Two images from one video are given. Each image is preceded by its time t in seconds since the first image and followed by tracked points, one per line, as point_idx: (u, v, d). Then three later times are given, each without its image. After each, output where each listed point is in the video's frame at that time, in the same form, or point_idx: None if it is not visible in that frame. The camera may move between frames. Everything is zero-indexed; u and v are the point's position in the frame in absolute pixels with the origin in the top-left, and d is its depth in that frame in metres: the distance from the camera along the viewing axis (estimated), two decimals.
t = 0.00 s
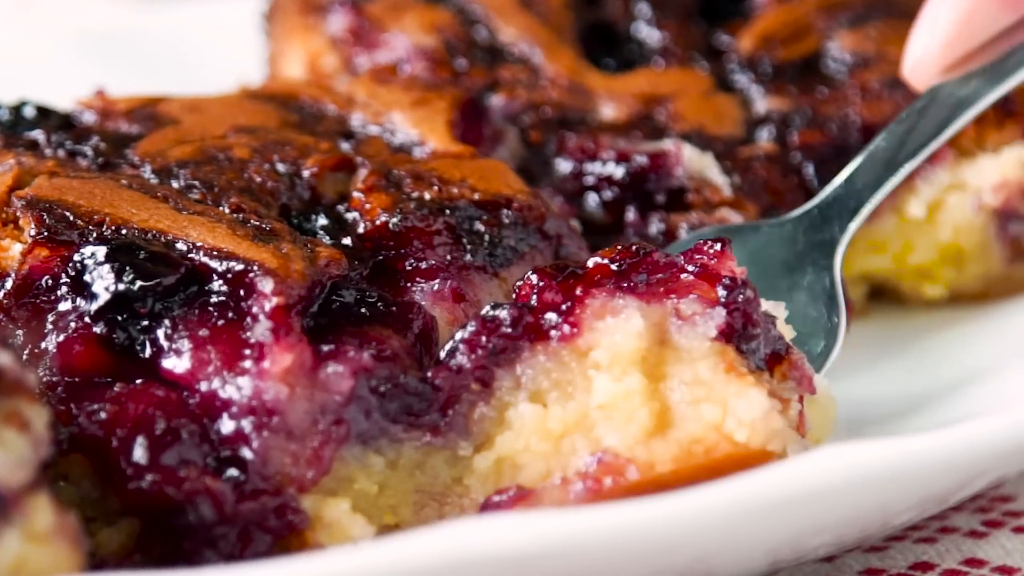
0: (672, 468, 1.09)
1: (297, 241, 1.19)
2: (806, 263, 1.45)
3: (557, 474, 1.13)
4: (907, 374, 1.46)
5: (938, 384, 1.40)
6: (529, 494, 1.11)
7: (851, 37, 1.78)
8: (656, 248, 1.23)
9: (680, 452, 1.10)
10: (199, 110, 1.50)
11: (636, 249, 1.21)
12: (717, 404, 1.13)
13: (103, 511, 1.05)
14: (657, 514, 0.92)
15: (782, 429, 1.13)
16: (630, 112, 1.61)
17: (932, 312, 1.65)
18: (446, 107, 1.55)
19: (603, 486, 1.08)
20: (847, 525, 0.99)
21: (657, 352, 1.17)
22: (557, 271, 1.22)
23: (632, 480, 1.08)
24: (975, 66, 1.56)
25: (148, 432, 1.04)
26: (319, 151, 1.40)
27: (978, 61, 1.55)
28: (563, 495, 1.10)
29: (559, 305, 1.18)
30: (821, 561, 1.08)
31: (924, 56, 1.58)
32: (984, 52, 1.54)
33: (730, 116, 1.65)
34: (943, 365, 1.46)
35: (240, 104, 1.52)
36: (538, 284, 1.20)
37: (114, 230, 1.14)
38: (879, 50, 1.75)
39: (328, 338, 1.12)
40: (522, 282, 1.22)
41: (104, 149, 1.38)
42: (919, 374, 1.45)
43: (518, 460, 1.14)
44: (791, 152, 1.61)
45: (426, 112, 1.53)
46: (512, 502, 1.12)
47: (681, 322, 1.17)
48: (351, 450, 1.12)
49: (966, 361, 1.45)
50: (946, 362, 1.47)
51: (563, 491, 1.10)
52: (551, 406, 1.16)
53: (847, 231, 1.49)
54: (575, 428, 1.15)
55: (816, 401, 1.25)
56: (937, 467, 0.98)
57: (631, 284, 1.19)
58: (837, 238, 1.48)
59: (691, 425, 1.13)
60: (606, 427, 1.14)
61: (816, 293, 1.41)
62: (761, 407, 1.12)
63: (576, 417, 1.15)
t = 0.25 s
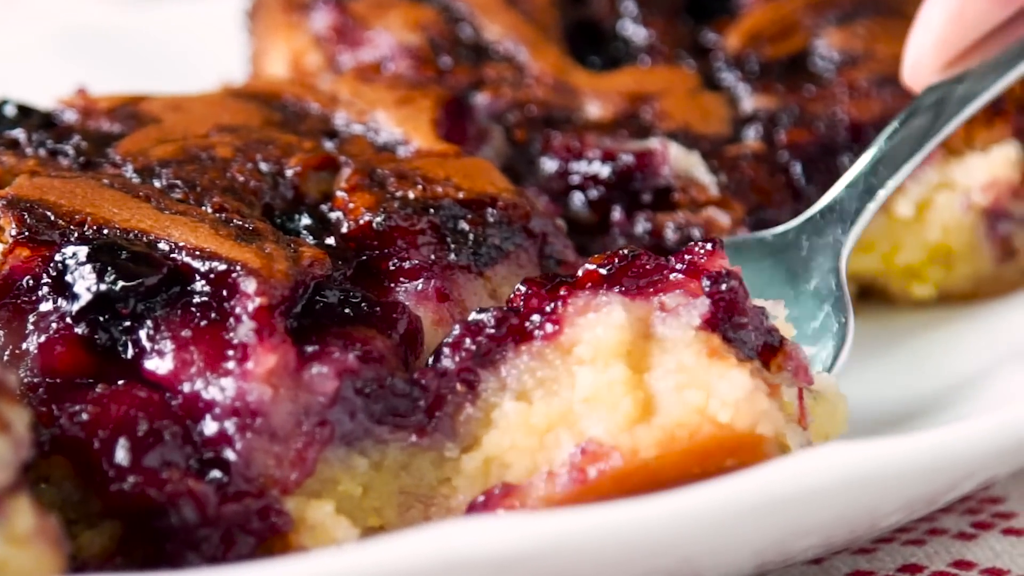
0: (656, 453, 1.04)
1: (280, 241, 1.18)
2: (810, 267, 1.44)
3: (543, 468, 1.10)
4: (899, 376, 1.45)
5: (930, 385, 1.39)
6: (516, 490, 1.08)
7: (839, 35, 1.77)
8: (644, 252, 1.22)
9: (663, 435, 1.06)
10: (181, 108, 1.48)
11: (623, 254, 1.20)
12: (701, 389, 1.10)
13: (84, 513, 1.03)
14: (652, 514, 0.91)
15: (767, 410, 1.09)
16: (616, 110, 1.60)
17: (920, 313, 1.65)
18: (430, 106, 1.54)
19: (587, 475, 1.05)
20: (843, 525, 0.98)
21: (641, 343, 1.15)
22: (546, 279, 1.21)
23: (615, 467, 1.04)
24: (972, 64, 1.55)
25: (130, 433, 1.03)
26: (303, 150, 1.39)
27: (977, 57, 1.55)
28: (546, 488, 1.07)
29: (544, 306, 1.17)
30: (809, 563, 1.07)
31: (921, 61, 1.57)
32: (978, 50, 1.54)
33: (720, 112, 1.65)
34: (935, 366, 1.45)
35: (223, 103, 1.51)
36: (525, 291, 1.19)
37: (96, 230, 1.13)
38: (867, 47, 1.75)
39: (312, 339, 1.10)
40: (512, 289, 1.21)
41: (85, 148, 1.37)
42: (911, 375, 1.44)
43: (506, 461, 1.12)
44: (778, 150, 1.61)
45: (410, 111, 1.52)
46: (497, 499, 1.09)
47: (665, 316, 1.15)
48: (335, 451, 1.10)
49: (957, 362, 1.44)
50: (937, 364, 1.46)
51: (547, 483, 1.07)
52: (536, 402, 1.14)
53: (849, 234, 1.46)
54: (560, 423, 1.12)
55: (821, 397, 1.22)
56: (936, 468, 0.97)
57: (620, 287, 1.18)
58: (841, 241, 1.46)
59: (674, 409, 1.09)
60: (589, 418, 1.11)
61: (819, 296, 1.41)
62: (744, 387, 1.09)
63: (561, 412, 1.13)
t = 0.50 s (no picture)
0: (637, 438, 1.03)
1: (262, 240, 1.16)
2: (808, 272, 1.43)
3: (526, 464, 1.09)
4: (884, 379, 1.44)
5: (914, 388, 1.38)
6: (501, 488, 1.07)
7: (827, 33, 1.76)
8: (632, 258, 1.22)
9: (643, 420, 1.05)
10: (163, 107, 1.47)
11: (609, 260, 1.19)
12: (679, 374, 1.09)
13: (65, 515, 1.02)
14: (630, 516, 0.90)
15: (748, 390, 1.08)
16: (602, 108, 1.59)
17: (907, 313, 1.63)
18: (414, 104, 1.53)
19: (570, 465, 1.03)
20: (827, 528, 0.96)
21: (621, 335, 1.14)
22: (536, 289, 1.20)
23: (595, 457, 1.03)
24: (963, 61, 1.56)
25: (112, 434, 1.01)
26: (285, 148, 1.37)
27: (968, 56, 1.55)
28: (529, 483, 1.05)
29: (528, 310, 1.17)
30: (797, 566, 1.05)
31: (914, 63, 1.57)
32: (968, 50, 1.55)
33: (705, 112, 1.64)
34: (920, 369, 1.44)
35: (205, 101, 1.49)
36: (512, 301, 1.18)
37: (77, 230, 1.11)
38: (855, 45, 1.74)
39: (295, 339, 1.09)
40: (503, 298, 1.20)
41: (66, 147, 1.35)
42: (897, 378, 1.43)
43: (492, 463, 1.12)
44: (765, 149, 1.60)
45: (395, 109, 1.51)
46: (482, 499, 1.07)
47: (645, 309, 1.15)
48: (318, 453, 1.09)
49: (943, 365, 1.43)
50: (923, 365, 1.45)
51: (529, 478, 1.05)
52: (518, 400, 1.13)
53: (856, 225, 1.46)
54: (542, 419, 1.11)
55: (819, 403, 1.20)
56: (920, 472, 0.96)
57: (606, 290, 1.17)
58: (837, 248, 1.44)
59: (653, 394, 1.08)
60: (569, 411, 1.10)
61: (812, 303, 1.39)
62: (721, 367, 1.08)
63: (543, 408, 1.11)
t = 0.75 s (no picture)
0: (618, 421, 1.02)
1: (246, 240, 1.15)
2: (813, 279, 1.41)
3: (510, 460, 1.07)
4: (872, 378, 1.43)
5: (903, 390, 1.37)
6: (485, 486, 1.05)
7: (815, 31, 1.75)
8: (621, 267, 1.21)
9: (620, 403, 1.03)
10: (146, 106, 1.45)
11: (596, 268, 1.16)
12: (656, 356, 1.06)
13: (48, 517, 1.01)
14: (613, 519, 0.89)
15: (728, 367, 1.06)
16: (589, 107, 1.58)
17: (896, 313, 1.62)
18: (399, 103, 1.51)
19: (551, 454, 1.01)
20: (814, 532, 0.95)
21: (601, 327, 1.12)
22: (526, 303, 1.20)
23: (575, 444, 1.01)
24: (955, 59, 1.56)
25: (94, 436, 1.00)
26: (270, 148, 1.36)
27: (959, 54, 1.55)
28: (514, 478, 1.03)
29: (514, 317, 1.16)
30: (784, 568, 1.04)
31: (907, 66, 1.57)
32: (959, 49, 1.55)
33: (693, 110, 1.63)
34: (909, 368, 1.43)
35: (188, 99, 1.48)
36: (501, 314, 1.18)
37: (59, 230, 1.09)
38: (844, 43, 1.73)
39: (279, 340, 1.08)
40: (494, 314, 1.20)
41: (48, 146, 1.33)
42: (885, 377, 1.42)
43: (478, 465, 1.09)
44: (754, 148, 1.60)
45: (380, 108, 1.50)
46: (468, 497, 1.06)
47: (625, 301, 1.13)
48: (302, 454, 1.08)
49: (931, 365, 1.42)
50: (912, 365, 1.44)
51: (513, 472, 1.03)
52: (502, 400, 1.11)
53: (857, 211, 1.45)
54: (525, 415, 1.09)
55: (821, 397, 1.16)
56: (907, 476, 0.95)
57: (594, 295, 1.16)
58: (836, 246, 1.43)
59: (630, 375, 1.06)
60: (549, 403, 1.08)
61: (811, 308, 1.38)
62: (696, 344, 1.06)
63: (526, 406, 1.09)
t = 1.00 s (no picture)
0: (606, 408, 0.99)
1: (232, 240, 1.13)
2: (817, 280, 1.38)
3: (502, 457, 1.04)
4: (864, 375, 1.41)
5: (895, 388, 1.35)
6: (480, 482, 1.01)
7: (805, 29, 1.75)
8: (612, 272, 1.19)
9: (607, 392, 1.00)
10: (131, 105, 1.44)
11: (585, 273, 1.14)
12: (641, 343, 1.04)
13: (31, 519, 1.00)
14: (604, 522, 0.87)
15: (715, 349, 1.03)
16: (577, 106, 1.57)
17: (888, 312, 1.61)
18: (386, 102, 1.50)
19: (541, 447, 0.98)
20: (805, 533, 0.94)
21: (588, 323, 1.10)
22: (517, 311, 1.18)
23: (565, 435, 0.98)
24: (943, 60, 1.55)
25: (78, 437, 0.98)
26: (255, 147, 1.34)
27: (946, 55, 1.54)
28: (506, 473, 0.99)
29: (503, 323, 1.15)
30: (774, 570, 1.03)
31: (894, 67, 1.57)
32: (946, 49, 1.55)
33: (682, 107, 1.62)
34: (901, 367, 1.42)
35: (174, 98, 1.46)
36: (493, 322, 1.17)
37: (43, 229, 1.07)
38: (835, 41, 1.73)
39: (264, 340, 1.06)
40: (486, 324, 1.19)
41: (32, 145, 1.32)
42: (877, 375, 1.40)
43: (472, 465, 1.07)
44: (744, 147, 1.59)
45: (366, 107, 1.48)
46: (462, 495, 1.02)
47: (609, 298, 1.11)
48: (287, 455, 1.06)
49: (922, 364, 1.41)
50: (904, 363, 1.42)
51: (505, 468, 1.00)
52: (492, 398, 1.10)
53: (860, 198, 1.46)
54: (515, 413, 1.07)
55: (819, 387, 1.14)
56: (901, 476, 0.94)
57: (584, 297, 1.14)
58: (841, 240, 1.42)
59: (616, 362, 1.03)
60: (538, 398, 1.06)
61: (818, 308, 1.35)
62: (680, 327, 1.04)
63: (516, 404, 1.08)
